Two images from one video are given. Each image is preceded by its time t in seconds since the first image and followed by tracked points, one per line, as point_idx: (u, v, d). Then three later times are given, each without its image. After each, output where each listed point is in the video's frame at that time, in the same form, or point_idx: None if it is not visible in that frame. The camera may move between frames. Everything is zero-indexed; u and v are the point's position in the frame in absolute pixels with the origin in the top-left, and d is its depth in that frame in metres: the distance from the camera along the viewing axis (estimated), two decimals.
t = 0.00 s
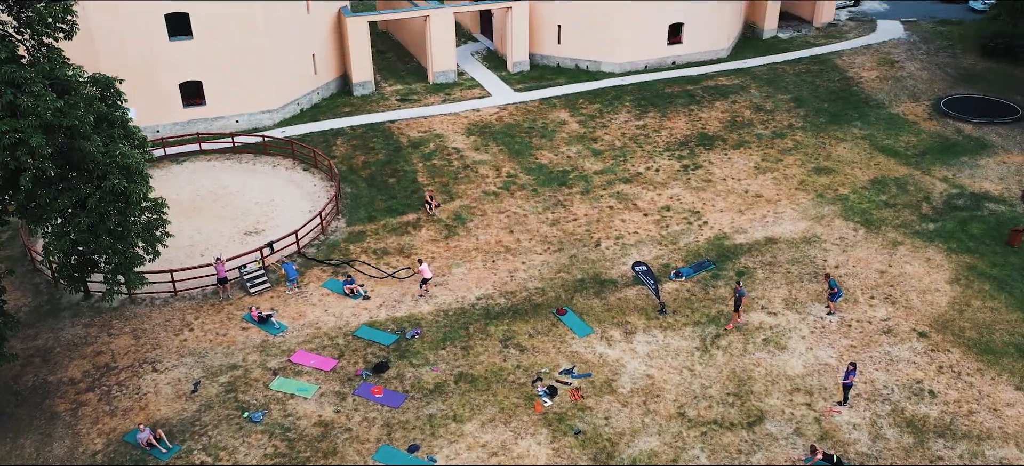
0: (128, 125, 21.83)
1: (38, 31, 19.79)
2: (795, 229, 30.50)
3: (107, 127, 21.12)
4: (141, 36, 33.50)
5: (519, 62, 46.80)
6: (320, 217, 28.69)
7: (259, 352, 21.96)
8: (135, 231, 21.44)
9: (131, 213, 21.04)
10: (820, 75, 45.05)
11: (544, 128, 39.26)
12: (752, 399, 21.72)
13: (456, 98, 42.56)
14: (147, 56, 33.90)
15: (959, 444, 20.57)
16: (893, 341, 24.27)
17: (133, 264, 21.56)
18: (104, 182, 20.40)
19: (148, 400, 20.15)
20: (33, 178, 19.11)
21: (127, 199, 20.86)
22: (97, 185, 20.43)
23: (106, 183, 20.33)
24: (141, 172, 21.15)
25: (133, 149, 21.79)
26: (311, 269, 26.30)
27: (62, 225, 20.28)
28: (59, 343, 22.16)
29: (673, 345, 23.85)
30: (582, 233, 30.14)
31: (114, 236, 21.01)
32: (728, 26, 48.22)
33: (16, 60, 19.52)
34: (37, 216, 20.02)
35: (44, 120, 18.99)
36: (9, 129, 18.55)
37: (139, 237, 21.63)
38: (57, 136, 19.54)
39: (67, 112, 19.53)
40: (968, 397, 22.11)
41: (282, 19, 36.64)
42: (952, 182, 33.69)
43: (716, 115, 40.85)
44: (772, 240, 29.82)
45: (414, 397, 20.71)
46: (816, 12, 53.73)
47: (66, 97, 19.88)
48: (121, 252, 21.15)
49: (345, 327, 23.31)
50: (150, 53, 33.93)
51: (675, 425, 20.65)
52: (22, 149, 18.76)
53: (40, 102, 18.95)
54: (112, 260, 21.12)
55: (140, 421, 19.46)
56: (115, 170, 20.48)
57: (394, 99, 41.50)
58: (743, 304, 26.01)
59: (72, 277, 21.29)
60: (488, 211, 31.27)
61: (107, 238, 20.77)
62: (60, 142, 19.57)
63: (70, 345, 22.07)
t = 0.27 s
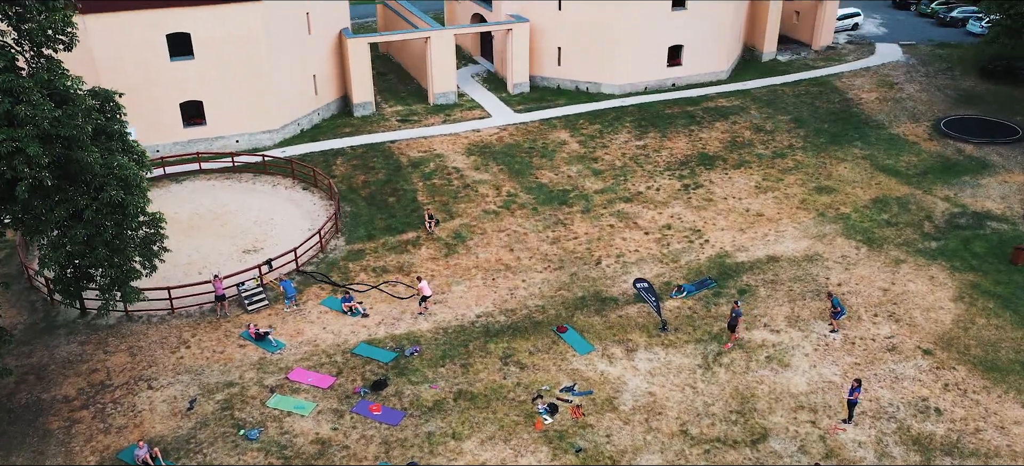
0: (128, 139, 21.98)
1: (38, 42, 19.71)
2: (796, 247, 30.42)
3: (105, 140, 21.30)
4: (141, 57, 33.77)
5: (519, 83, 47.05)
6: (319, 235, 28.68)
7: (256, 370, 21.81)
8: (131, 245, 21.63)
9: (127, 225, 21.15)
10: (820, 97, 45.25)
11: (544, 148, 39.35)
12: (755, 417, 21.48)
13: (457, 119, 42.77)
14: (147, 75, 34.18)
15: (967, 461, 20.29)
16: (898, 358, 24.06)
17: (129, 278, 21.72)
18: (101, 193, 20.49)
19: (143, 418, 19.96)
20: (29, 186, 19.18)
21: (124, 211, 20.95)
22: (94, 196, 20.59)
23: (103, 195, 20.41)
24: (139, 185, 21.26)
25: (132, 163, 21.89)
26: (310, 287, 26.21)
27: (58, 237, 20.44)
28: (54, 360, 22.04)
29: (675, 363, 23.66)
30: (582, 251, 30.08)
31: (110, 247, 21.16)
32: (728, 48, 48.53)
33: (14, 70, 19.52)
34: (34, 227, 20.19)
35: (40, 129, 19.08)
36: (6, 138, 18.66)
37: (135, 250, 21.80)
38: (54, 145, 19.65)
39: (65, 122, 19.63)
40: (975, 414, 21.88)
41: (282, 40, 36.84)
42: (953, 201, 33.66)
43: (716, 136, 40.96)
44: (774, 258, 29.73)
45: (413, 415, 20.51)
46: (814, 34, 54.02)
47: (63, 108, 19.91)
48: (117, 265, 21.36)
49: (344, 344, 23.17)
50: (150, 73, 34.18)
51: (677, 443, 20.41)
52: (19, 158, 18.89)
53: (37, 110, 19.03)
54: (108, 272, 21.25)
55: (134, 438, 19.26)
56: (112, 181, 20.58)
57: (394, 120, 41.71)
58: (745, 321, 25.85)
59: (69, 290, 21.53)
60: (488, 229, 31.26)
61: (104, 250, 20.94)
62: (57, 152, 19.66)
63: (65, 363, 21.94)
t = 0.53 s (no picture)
0: (127, 153, 22.07)
1: (38, 54, 19.90)
2: (799, 266, 30.32)
3: (103, 153, 21.50)
4: (141, 77, 34.04)
5: (519, 105, 47.23)
6: (318, 253, 28.64)
7: (253, 388, 21.64)
8: (128, 258, 21.69)
9: (125, 236, 21.11)
10: (820, 119, 45.42)
11: (545, 168, 39.42)
12: (759, 435, 21.22)
13: (457, 139, 42.94)
14: (147, 95, 34.41)
15: None
16: (903, 376, 23.84)
17: (126, 292, 21.69)
18: (99, 205, 20.56)
19: (137, 436, 19.76)
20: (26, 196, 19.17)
21: (122, 223, 20.94)
22: (91, 207, 20.64)
23: (101, 206, 20.46)
24: (137, 197, 21.28)
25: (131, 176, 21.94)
26: (309, 305, 26.11)
27: (54, 250, 20.41)
28: (48, 378, 21.88)
29: (677, 381, 23.45)
30: (583, 269, 30.00)
31: (107, 259, 21.18)
32: (728, 70, 48.79)
33: (14, 80, 19.62)
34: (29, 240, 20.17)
35: (39, 139, 19.18)
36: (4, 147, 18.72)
37: (132, 263, 21.85)
38: (52, 156, 19.77)
39: (64, 132, 19.78)
40: (982, 433, 21.61)
41: (282, 60, 37.08)
42: (956, 220, 33.60)
43: (717, 157, 41.02)
44: (776, 277, 29.62)
45: (412, 433, 20.29)
46: (813, 57, 54.34)
47: (62, 118, 20.20)
48: (114, 278, 21.32)
49: (342, 362, 23.02)
50: (151, 93, 34.41)
51: (680, 461, 20.14)
52: (16, 168, 18.94)
53: (36, 120, 19.18)
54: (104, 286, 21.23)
55: (129, 456, 19.04)
56: (109, 193, 20.63)
57: (395, 141, 41.89)
58: (749, 340, 25.66)
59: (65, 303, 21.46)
60: (489, 248, 31.22)
61: (100, 263, 20.95)
62: (54, 163, 19.77)
63: (60, 381, 21.79)
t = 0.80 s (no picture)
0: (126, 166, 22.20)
1: (38, 65, 20.02)
2: (801, 285, 30.20)
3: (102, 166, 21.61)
4: (142, 96, 34.32)
5: (519, 127, 47.37)
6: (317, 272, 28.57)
7: (250, 406, 21.46)
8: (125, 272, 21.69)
9: (121, 249, 21.20)
10: (820, 140, 45.56)
11: (545, 189, 39.47)
12: (763, 453, 20.97)
13: (457, 161, 43.06)
14: (148, 114, 34.67)
15: None
16: (908, 395, 23.59)
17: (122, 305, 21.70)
18: (96, 217, 20.65)
19: (132, 454, 19.55)
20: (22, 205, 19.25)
21: (119, 235, 21.04)
22: (88, 220, 20.71)
23: (97, 218, 20.54)
24: (134, 209, 21.38)
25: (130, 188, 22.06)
26: (308, 324, 25.99)
27: (49, 261, 20.41)
28: (43, 397, 21.73)
29: (679, 399, 23.22)
30: (584, 288, 29.90)
31: (103, 271, 21.21)
32: (728, 92, 49.01)
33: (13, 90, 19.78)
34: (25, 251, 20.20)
35: (36, 148, 19.29)
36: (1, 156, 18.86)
37: (129, 277, 21.86)
38: (50, 166, 19.88)
39: (61, 143, 19.89)
40: (990, 451, 21.35)
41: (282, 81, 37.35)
42: (959, 240, 33.53)
43: (718, 178, 41.06)
44: (778, 296, 29.48)
45: (411, 452, 20.07)
46: (813, 80, 54.61)
47: (60, 129, 20.36)
48: (110, 291, 21.36)
49: (340, 380, 22.84)
50: (151, 113, 34.66)
51: None
52: (13, 178, 19.09)
53: (33, 130, 19.30)
54: (100, 298, 21.24)
55: None
56: (107, 205, 20.73)
57: (395, 162, 42.02)
58: (752, 358, 25.47)
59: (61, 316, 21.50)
60: (488, 267, 31.16)
61: (96, 275, 20.98)
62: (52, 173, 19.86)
63: (54, 399, 21.64)
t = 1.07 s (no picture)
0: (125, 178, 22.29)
1: (38, 75, 20.37)
2: (803, 302, 30.08)
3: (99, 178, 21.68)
4: (142, 114, 34.55)
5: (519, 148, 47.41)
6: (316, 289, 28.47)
7: (247, 423, 21.27)
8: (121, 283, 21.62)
9: (117, 260, 21.18)
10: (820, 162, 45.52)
11: (545, 208, 39.49)
12: None
13: (457, 181, 43.12)
14: (148, 132, 34.88)
15: None
16: (913, 412, 23.36)
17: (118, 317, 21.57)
18: (93, 227, 20.68)
19: None
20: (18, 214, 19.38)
21: (115, 246, 21.02)
22: (85, 231, 20.76)
23: (94, 228, 20.56)
24: (132, 220, 21.37)
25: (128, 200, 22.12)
26: (306, 341, 25.85)
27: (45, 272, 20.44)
28: (37, 414, 21.57)
29: (681, 416, 22.99)
30: (584, 306, 29.79)
31: (99, 283, 21.15)
32: (728, 114, 49.08)
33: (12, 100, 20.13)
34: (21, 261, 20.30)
35: (33, 157, 19.48)
36: None
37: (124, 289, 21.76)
38: (47, 176, 20.03)
39: (59, 152, 20.07)
40: None
41: (283, 101, 37.57)
42: (961, 258, 33.46)
43: (718, 197, 41.09)
44: (780, 313, 29.33)
45: None
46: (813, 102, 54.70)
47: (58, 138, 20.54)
48: (106, 302, 21.26)
49: (338, 397, 22.67)
50: (151, 131, 34.85)
51: None
52: (10, 186, 19.24)
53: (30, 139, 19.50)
54: (96, 310, 21.15)
55: None
56: (104, 215, 20.76)
57: (395, 182, 42.09)
58: (754, 375, 25.28)
59: (57, 328, 21.41)
60: (488, 285, 31.07)
61: (92, 286, 20.93)
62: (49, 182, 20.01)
63: (48, 416, 21.47)
